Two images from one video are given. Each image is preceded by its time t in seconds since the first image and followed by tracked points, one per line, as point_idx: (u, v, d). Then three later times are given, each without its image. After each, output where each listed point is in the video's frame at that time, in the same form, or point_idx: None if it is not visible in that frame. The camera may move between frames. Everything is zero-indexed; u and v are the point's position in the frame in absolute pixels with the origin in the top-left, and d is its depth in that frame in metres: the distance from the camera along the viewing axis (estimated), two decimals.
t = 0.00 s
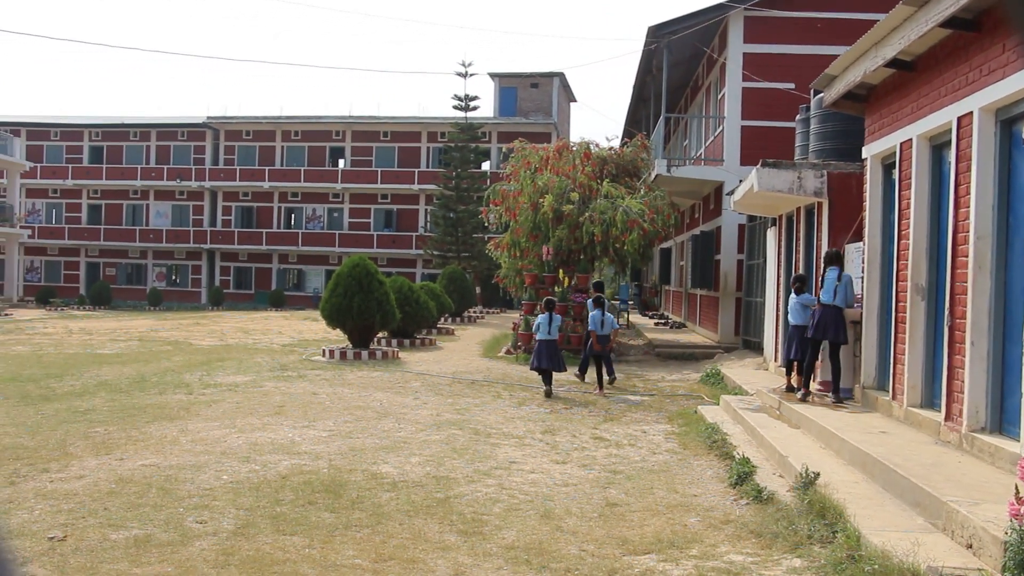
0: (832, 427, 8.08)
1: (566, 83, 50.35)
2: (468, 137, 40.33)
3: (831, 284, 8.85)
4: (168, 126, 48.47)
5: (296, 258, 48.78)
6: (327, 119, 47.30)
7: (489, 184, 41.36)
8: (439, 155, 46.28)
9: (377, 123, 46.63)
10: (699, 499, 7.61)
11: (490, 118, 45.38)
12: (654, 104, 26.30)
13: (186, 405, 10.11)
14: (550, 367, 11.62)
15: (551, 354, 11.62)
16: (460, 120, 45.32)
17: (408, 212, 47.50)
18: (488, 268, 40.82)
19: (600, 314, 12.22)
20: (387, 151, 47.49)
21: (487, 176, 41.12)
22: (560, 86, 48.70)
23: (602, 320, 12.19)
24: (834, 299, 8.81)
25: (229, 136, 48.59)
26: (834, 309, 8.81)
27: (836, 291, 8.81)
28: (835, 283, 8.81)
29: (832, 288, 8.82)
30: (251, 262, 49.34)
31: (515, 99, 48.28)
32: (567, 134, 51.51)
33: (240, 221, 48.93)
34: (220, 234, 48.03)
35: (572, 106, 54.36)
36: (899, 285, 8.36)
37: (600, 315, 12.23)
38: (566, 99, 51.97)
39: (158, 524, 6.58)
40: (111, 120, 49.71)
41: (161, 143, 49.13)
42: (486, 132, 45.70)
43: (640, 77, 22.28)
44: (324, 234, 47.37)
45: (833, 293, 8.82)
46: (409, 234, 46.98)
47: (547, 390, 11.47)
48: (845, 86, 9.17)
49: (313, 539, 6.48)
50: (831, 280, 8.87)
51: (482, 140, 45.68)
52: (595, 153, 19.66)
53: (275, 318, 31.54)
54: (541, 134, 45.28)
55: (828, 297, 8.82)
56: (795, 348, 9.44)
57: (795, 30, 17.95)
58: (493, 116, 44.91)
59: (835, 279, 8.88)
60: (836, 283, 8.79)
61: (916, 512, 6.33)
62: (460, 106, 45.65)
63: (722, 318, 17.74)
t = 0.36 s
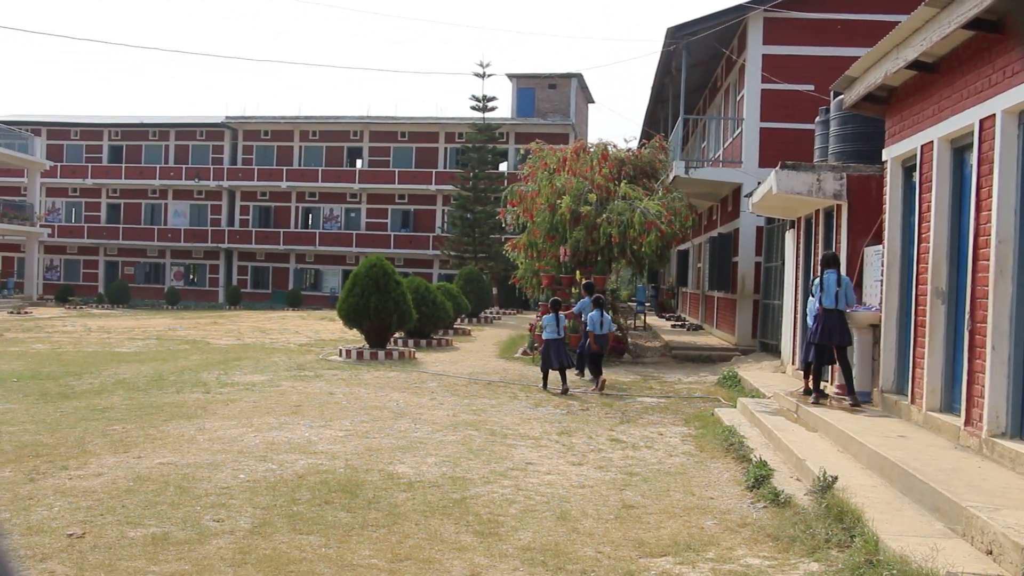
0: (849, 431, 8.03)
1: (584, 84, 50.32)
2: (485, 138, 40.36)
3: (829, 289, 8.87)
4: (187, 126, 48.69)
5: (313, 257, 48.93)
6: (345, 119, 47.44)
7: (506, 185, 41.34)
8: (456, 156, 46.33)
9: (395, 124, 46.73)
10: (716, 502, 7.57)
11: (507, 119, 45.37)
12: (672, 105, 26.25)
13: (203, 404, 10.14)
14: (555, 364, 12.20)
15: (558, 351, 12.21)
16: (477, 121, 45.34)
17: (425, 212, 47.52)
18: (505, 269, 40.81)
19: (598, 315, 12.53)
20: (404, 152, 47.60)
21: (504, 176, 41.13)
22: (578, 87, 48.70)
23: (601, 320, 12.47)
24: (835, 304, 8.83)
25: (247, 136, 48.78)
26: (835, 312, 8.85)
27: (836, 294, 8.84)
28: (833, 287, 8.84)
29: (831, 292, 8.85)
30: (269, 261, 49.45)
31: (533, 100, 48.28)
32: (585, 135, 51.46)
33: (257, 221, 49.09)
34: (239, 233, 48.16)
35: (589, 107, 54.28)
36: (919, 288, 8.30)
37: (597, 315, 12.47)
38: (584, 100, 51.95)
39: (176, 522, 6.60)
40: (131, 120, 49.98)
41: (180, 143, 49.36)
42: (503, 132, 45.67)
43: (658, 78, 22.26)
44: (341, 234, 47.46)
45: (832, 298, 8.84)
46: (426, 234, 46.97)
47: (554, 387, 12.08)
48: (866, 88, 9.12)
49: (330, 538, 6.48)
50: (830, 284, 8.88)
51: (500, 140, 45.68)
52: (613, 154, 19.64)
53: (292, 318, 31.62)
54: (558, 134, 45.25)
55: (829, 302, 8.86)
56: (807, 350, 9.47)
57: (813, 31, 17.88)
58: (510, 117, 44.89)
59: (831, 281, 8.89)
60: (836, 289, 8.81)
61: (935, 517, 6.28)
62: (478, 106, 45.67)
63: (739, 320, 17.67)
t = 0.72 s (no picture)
0: (865, 433, 7.98)
1: (600, 84, 50.24)
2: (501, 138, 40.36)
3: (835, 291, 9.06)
4: (203, 124, 48.84)
5: (328, 256, 49.01)
6: (361, 118, 47.50)
7: (521, 185, 41.30)
8: (472, 155, 46.31)
9: (410, 123, 46.77)
10: (731, 503, 7.54)
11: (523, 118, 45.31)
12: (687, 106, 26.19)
13: (219, 402, 10.16)
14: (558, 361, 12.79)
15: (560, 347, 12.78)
16: (493, 120, 45.30)
17: (441, 212, 47.51)
18: (520, 269, 40.76)
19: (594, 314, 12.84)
20: (420, 151, 47.62)
21: (520, 177, 41.11)
22: (594, 87, 48.62)
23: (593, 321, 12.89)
24: (842, 305, 9.03)
25: (263, 134, 48.87)
26: (841, 313, 9.04)
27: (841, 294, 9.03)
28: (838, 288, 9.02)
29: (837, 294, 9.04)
30: (284, 260, 49.53)
31: (548, 100, 48.27)
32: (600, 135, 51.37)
33: (273, 219, 49.19)
34: (254, 232, 48.19)
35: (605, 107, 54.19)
36: (937, 290, 8.25)
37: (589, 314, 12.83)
38: (600, 100, 51.87)
39: (190, 520, 6.61)
40: (148, 118, 50.15)
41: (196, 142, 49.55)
42: (519, 132, 45.57)
43: (674, 79, 22.24)
44: (357, 233, 47.50)
45: (837, 299, 9.03)
46: (441, 234, 46.92)
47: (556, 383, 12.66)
48: (884, 89, 9.08)
49: (344, 537, 6.48)
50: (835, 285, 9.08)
51: (515, 140, 45.62)
52: (629, 154, 19.63)
53: (307, 317, 31.63)
54: (574, 134, 45.18)
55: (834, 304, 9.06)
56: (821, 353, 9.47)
57: (830, 32, 17.84)
58: (526, 117, 44.84)
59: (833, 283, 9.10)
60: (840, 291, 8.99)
61: (951, 521, 6.22)
62: (494, 106, 45.64)
63: (755, 321, 17.61)
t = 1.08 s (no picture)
0: (883, 434, 7.93)
1: (614, 83, 50.14)
2: (516, 137, 40.33)
3: (848, 292, 9.11)
4: (219, 124, 48.94)
5: (343, 255, 49.13)
6: (375, 117, 47.54)
7: (536, 184, 41.25)
8: (486, 155, 46.28)
9: (425, 123, 46.79)
10: (747, 504, 7.50)
11: (538, 118, 45.25)
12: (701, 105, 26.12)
13: (234, 401, 10.19)
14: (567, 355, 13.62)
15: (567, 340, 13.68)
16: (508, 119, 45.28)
17: (455, 211, 47.50)
18: (535, 268, 40.73)
19: (596, 313, 13.68)
20: (434, 150, 47.64)
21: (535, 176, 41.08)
22: (608, 86, 48.53)
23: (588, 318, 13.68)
24: (854, 305, 9.09)
25: (278, 134, 49.00)
26: (854, 313, 9.07)
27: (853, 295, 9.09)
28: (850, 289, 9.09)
29: (849, 295, 9.09)
30: (299, 259, 49.67)
31: (563, 99, 48.20)
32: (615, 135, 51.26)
33: (288, 219, 49.32)
34: (269, 230, 48.29)
35: (620, 107, 54.09)
36: (956, 290, 8.19)
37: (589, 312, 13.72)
38: (615, 99, 51.76)
39: (207, 518, 6.63)
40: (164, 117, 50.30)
41: (211, 141, 49.65)
42: (534, 131, 45.51)
43: (690, 78, 22.20)
44: (371, 232, 47.54)
45: (850, 299, 9.09)
46: (456, 233, 46.86)
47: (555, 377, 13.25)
48: (902, 87, 9.02)
49: (360, 536, 6.48)
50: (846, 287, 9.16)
51: (530, 139, 45.56)
52: (644, 154, 19.57)
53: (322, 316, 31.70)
54: (588, 134, 45.09)
55: (847, 305, 9.10)
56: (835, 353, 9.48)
57: (847, 30, 17.74)
58: (541, 116, 44.78)
59: (843, 285, 9.17)
60: (850, 291, 9.09)
61: (971, 523, 6.17)
62: (508, 105, 45.59)
63: (770, 320, 17.55)
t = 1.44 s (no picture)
0: (901, 436, 7.88)
1: (631, 83, 50.01)
2: (531, 138, 40.34)
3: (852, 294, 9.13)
4: (235, 125, 49.05)
5: (358, 256, 49.15)
6: (391, 118, 47.60)
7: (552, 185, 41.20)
8: (502, 155, 46.24)
9: (440, 123, 46.80)
10: (764, 506, 7.45)
11: (553, 119, 45.22)
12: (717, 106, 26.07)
13: (250, 401, 10.19)
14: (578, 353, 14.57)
15: (576, 339, 14.68)
16: (524, 120, 45.26)
17: (471, 212, 47.49)
18: (550, 269, 40.64)
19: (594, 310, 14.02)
20: (450, 151, 47.65)
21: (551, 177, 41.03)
22: (624, 86, 48.41)
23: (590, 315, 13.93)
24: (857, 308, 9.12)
25: (294, 135, 49.11)
26: (860, 314, 9.11)
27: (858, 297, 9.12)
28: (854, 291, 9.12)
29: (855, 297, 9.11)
30: (314, 260, 49.74)
31: (578, 100, 48.09)
32: (631, 135, 51.11)
33: (303, 220, 49.42)
34: (285, 231, 48.32)
35: (636, 107, 53.93)
36: (974, 291, 8.13)
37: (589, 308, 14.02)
38: (630, 100, 51.63)
39: (223, 519, 6.63)
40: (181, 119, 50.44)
41: (228, 142, 49.77)
42: (549, 132, 45.53)
43: (706, 78, 22.17)
44: (387, 233, 47.52)
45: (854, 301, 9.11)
46: (471, 234, 46.83)
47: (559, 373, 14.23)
48: (920, 87, 8.96)
49: (376, 537, 6.47)
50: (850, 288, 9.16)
51: (545, 140, 45.53)
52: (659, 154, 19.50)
53: (338, 316, 31.74)
54: (604, 135, 45.01)
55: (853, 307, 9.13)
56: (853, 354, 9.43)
57: (864, 30, 17.67)
58: (556, 117, 44.75)
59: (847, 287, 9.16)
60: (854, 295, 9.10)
61: (991, 526, 6.10)
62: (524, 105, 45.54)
63: (787, 321, 17.50)
